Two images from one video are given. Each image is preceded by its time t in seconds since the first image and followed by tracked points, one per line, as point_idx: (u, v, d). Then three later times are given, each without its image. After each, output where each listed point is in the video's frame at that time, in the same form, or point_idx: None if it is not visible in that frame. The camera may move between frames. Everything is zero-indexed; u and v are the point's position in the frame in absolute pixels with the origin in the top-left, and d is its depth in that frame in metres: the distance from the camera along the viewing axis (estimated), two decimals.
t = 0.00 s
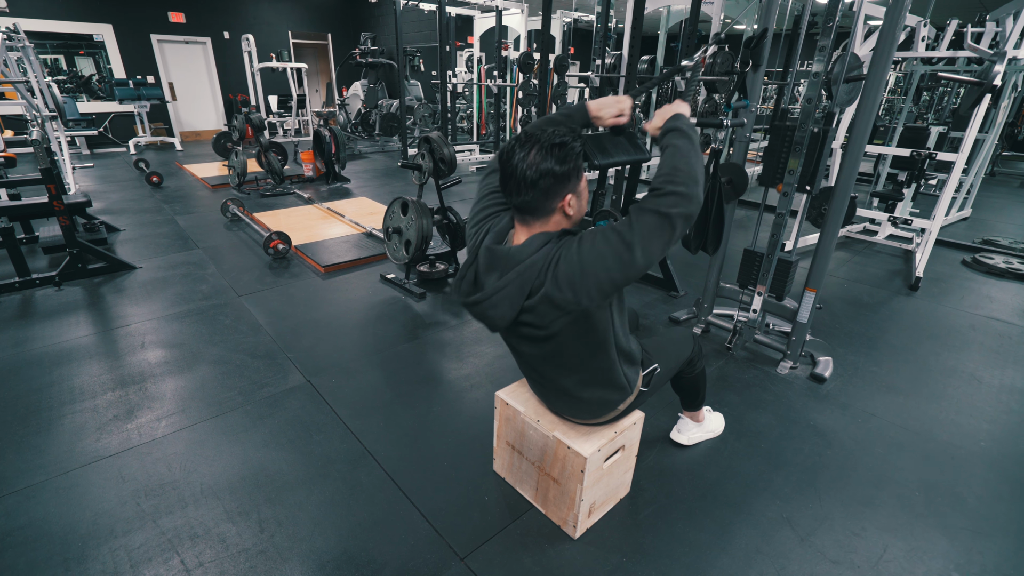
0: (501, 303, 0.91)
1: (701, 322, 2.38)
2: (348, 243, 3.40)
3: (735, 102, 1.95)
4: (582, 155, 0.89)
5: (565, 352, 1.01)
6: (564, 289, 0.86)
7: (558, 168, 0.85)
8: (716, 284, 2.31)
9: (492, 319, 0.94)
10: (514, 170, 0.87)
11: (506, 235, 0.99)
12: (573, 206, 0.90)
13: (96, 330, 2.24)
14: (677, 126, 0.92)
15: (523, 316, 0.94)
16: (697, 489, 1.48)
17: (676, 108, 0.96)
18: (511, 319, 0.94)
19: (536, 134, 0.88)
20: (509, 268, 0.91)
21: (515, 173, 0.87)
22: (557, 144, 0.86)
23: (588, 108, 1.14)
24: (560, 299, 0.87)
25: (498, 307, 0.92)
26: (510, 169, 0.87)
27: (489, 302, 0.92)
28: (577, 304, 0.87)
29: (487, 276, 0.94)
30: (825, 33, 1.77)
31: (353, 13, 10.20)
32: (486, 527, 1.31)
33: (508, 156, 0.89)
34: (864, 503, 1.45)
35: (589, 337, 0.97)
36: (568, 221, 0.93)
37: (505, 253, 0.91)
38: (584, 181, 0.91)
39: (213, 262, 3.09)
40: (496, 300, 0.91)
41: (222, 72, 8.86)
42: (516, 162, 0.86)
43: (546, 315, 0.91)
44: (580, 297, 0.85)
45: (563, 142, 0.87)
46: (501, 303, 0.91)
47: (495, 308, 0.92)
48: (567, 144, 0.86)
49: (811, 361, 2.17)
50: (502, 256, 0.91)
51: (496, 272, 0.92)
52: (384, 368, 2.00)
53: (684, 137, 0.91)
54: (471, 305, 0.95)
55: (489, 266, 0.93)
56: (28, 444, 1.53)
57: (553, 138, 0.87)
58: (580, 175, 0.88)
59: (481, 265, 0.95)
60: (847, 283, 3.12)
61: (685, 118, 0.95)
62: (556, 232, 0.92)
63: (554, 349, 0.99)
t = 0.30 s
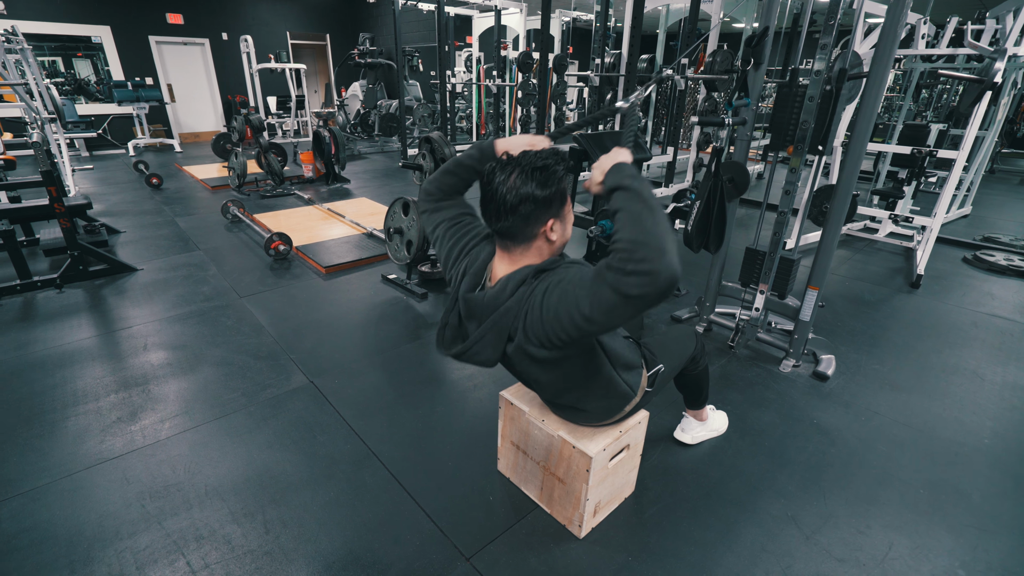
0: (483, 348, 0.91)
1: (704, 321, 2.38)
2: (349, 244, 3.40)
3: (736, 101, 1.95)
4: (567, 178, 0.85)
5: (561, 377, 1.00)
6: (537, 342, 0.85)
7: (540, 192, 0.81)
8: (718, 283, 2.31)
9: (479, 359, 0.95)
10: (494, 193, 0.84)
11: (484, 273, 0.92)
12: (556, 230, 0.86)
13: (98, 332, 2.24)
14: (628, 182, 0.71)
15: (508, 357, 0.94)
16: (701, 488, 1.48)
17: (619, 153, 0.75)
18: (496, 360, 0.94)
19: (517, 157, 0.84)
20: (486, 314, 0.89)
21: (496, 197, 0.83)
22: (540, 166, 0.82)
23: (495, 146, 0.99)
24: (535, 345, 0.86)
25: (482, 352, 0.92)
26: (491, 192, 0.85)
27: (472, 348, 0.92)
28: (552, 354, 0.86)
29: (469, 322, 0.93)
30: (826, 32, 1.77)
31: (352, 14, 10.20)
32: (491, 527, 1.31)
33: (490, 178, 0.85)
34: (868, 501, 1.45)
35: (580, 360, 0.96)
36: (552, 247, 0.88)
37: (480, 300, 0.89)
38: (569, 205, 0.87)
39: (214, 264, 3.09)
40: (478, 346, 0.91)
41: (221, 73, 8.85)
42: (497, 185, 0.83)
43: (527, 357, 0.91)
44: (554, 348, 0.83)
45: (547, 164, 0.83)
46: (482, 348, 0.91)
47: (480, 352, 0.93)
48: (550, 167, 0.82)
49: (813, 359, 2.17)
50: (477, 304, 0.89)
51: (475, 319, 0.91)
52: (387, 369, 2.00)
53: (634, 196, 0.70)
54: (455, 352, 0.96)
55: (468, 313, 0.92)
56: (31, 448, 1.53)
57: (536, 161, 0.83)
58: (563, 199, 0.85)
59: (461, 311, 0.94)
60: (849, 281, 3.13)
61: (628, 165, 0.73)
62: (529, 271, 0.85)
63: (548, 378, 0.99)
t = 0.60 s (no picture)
0: (483, 366, 0.91)
1: (708, 323, 2.38)
2: (352, 247, 3.40)
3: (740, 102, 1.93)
4: (558, 191, 0.83)
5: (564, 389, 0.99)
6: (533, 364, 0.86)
7: (531, 207, 0.81)
8: (722, 285, 2.30)
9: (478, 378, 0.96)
10: (485, 209, 0.84)
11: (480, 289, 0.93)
12: (550, 243, 0.85)
13: (103, 336, 2.25)
14: (607, 224, 0.75)
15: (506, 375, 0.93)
16: (707, 491, 1.48)
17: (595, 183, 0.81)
18: (494, 378, 0.95)
19: (506, 171, 0.83)
20: (482, 335, 0.90)
21: (488, 213, 0.83)
22: (530, 181, 0.81)
23: (469, 168, 1.00)
24: (532, 364, 0.86)
25: (481, 370, 0.92)
26: (482, 209, 0.84)
27: (472, 368, 0.93)
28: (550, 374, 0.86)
29: (468, 340, 0.94)
30: (831, 33, 1.77)
31: (354, 19, 10.26)
32: (496, 530, 1.31)
33: (480, 193, 0.85)
34: (875, 504, 1.44)
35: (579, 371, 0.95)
36: (545, 259, 0.87)
37: (475, 320, 0.89)
38: (563, 218, 0.86)
39: (218, 267, 3.10)
40: (476, 366, 0.92)
41: (224, 77, 8.89)
42: (488, 200, 0.82)
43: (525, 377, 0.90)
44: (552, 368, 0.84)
45: (536, 178, 0.82)
46: (481, 367, 0.92)
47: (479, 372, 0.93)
48: (540, 180, 0.82)
49: (818, 361, 2.16)
50: (473, 324, 0.90)
51: (473, 339, 0.92)
52: (391, 372, 2.00)
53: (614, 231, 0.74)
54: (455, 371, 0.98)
55: (466, 333, 0.93)
56: (36, 451, 1.53)
57: (526, 175, 0.82)
58: (554, 213, 0.83)
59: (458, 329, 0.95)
60: (852, 283, 3.12)
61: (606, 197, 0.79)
62: (521, 287, 0.86)
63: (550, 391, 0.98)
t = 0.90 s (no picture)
0: (496, 337, 0.91)
1: (707, 324, 2.38)
2: (352, 248, 3.40)
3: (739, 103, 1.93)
4: (579, 171, 0.87)
5: (569, 371, 0.99)
6: (558, 328, 0.85)
7: (554, 184, 0.84)
8: (722, 286, 2.31)
9: (489, 350, 0.94)
10: (509, 187, 0.87)
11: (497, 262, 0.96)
12: (569, 222, 0.88)
13: (102, 336, 2.25)
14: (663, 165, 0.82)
15: (520, 349, 0.93)
16: (706, 491, 1.48)
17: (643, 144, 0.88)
18: (507, 351, 0.93)
19: (530, 152, 0.87)
20: (501, 303, 0.90)
21: (511, 189, 0.86)
22: (553, 160, 0.85)
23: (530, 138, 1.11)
24: (554, 330, 0.86)
25: (494, 340, 0.92)
26: (505, 187, 0.87)
27: (486, 336, 0.92)
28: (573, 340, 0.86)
29: (482, 309, 0.93)
30: (830, 36, 1.77)
31: (354, 20, 10.27)
32: (495, 530, 1.31)
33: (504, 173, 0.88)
34: (873, 505, 1.44)
35: (590, 354, 0.96)
36: (564, 238, 0.91)
37: (496, 287, 0.90)
38: (581, 198, 0.89)
39: (218, 267, 3.10)
40: (492, 334, 0.91)
41: (224, 78, 8.89)
42: (512, 179, 0.86)
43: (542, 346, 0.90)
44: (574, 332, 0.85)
45: (559, 158, 0.85)
46: (496, 337, 0.91)
47: (492, 342, 0.92)
48: (562, 160, 0.85)
49: (817, 362, 2.17)
50: (493, 292, 0.90)
51: (490, 307, 0.92)
52: (391, 372, 2.01)
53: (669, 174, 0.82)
54: (468, 340, 0.96)
55: (482, 301, 0.92)
56: (36, 451, 1.53)
57: (549, 154, 0.85)
58: (576, 191, 0.87)
59: (475, 299, 0.95)
60: (852, 284, 3.12)
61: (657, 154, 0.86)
62: (546, 258, 0.88)
63: (557, 370, 0.98)
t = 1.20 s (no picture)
0: (524, 287, 0.96)
1: (705, 323, 2.39)
2: (351, 246, 3.41)
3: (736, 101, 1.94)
4: (603, 145, 0.93)
5: (581, 343, 1.02)
6: (591, 276, 0.90)
7: (581, 158, 0.89)
8: (720, 285, 2.31)
9: (515, 301, 0.99)
10: (536, 161, 0.90)
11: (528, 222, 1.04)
12: (594, 194, 0.95)
13: (101, 334, 2.25)
14: (696, 126, 0.99)
15: (546, 302, 0.98)
16: (703, 489, 1.48)
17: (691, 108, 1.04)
18: (534, 303, 0.98)
19: (557, 128, 0.91)
20: (532, 254, 0.95)
21: (539, 163, 0.90)
22: (579, 135, 0.90)
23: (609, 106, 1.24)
24: (587, 281, 0.91)
25: (522, 291, 0.97)
26: (533, 161, 0.91)
27: (513, 286, 0.97)
28: (602, 290, 0.91)
29: (511, 262, 0.98)
30: (827, 34, 1.77)
31: (354, 19, 10.27)
32: (492, 527, 1.31)
33: (531, 148, 0.92)
34: (870, 503, 1.45)
35: (604, 328, 0.99)
36: (589, 209, 0.97)
37: (527, 240, 0.95)
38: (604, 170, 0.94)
39: (217, 266, 3.10)
40: (520, 284, 0.96)
41: (223, 76, 8.89)
42: (539, 154, 0.89)
43: (570, 300, 0.95)
44: (605, 285, 0.90)
45: (585, 133, 0.90)
46: (524, 287, 0.96)
47: (518, 292, 0.97)
48: (589, 135, 0.90)
49: (814, 360, 2.17)
50: (526, 244, 0.96)
51: (520, 258, 0.97)
52: (389, 371, 2.01)
53: (704, 135, 0.98)
54: (493, 288, 1.00)
55: (513, 253, 0.98)
56: (35, 448, 1.54)
57: (575, 130, 0.91)
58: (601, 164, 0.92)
59: (505, 251, 1.00)
60: (850, 283, 3.12)
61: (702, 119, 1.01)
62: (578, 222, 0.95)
63: (571, 339, 1.02)
